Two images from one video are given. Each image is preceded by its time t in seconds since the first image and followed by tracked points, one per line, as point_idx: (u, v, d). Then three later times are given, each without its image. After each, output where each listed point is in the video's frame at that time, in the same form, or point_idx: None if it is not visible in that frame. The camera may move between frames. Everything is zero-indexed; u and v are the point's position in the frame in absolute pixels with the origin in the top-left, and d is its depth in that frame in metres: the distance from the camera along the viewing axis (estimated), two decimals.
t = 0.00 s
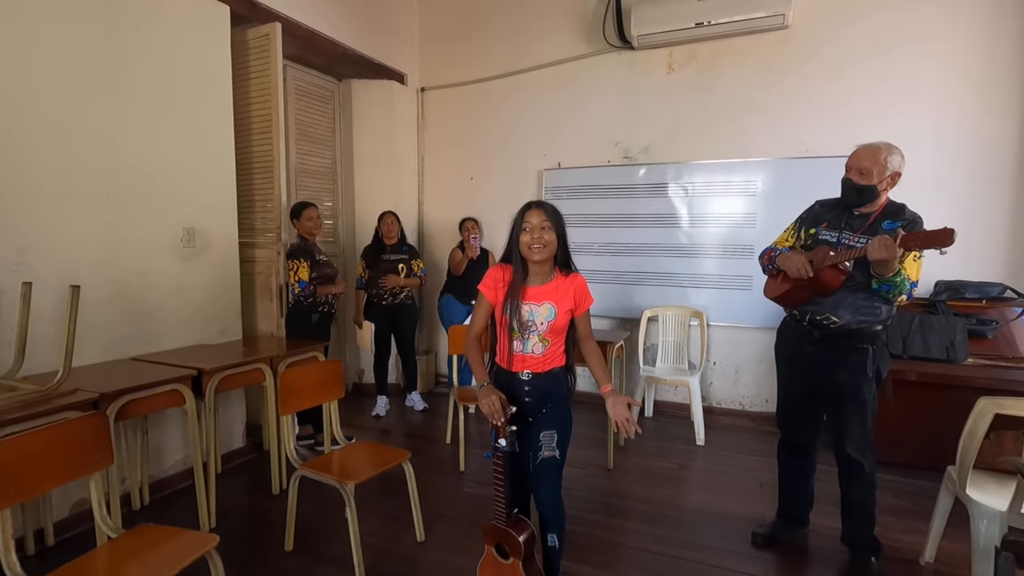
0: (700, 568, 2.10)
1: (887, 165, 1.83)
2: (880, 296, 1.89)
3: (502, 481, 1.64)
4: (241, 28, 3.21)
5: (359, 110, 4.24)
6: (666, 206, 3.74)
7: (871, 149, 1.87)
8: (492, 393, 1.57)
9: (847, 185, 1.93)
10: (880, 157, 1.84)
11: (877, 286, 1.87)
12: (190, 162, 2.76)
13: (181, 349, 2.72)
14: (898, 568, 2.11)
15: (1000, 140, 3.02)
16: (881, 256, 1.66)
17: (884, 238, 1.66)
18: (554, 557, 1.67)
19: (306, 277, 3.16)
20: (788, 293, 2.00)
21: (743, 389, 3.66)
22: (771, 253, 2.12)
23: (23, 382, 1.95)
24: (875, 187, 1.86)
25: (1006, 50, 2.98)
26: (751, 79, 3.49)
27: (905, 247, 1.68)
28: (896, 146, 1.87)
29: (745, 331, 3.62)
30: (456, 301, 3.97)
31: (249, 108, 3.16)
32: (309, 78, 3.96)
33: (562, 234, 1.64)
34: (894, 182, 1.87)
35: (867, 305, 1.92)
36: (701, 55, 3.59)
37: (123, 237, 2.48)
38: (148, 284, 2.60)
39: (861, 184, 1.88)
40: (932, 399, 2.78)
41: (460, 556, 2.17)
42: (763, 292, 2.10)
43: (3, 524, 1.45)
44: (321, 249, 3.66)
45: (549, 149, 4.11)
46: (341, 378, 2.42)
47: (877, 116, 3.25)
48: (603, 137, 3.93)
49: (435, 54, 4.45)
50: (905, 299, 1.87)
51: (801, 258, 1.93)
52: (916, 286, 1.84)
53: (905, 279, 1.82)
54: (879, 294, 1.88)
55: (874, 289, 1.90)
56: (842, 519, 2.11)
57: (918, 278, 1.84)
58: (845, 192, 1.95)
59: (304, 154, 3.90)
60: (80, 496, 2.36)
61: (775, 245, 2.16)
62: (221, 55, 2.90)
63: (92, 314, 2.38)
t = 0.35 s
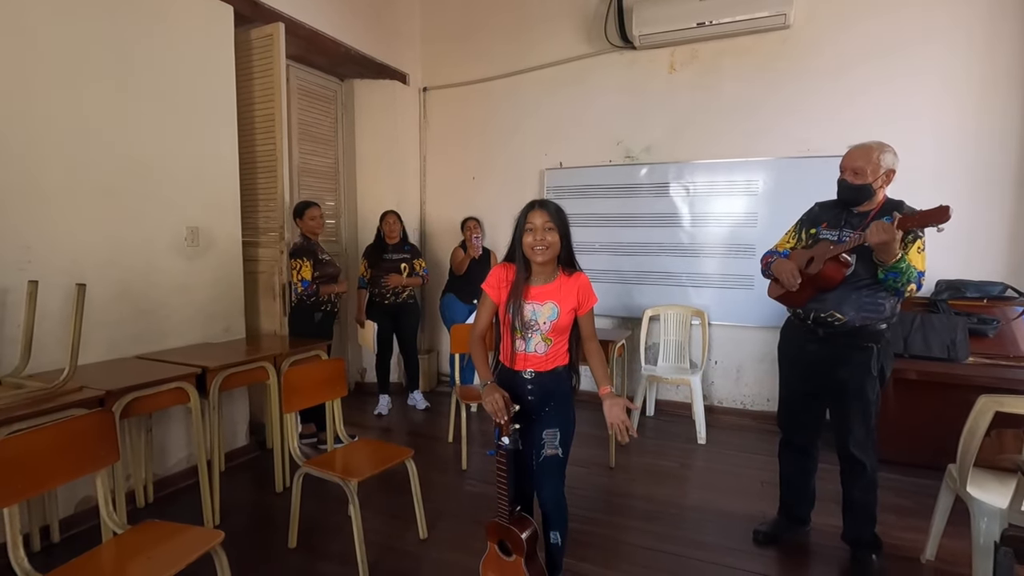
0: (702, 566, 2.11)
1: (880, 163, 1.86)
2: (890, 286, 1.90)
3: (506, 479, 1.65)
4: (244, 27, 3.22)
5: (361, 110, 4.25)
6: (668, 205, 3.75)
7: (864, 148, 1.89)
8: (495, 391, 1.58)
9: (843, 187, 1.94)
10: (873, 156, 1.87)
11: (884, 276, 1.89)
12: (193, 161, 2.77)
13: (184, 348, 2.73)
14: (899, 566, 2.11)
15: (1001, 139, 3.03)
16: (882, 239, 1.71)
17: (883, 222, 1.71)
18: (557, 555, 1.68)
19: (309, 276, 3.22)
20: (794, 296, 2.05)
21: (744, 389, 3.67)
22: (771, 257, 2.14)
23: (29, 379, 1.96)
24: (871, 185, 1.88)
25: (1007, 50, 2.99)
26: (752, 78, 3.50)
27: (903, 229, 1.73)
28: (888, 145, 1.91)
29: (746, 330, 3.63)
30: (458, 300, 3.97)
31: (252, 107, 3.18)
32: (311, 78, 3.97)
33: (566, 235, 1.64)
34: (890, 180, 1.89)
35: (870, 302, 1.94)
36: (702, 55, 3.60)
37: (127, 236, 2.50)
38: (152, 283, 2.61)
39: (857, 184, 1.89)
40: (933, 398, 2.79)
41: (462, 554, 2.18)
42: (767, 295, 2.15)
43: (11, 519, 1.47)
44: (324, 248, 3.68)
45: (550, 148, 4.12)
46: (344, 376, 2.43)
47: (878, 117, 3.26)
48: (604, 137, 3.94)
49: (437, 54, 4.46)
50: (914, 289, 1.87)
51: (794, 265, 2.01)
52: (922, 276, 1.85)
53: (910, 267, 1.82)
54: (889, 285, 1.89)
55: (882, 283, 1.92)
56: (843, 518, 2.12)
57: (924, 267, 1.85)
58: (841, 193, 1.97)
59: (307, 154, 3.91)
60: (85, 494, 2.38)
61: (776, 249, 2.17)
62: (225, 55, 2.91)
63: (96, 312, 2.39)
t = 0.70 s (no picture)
0: (705, 566, 2.13)
1: (874, 168, 1.88)
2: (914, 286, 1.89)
3: (513, 480, 1.67)
4: (252, 33, 3.25)
5: (366, 113, 4.28)
6: (672, 208, 3.77)
7: (856, 155, 1.91)
8: (502, 394, 1.61)
9: (838, 193, 1.97)
10: (865, 162, 1.89)
11: (909, 275, 1.88)
12: (202, 165, 2.80)
13: (193, 349, 2.76)
14: (902, 567, 2.13)
15: (1004, 142, 3.04)
16: (883, 244, 1.74)
17: (881, 226, 1.75)
18: (563, 555, 1.70)
19: (316, 279, 3.22)
20: (799, 295, 2.05)
21: (748, 391, 3.68)
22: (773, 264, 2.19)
23: (43, 381, 2.00)
24: (866, 191, 1.90)
25: (1010, 54, 3.00)
26: (756, 82, 3.52)
27: (903, 228, 1.77)
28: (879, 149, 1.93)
29: (750, 333, 3.64)
30: (463, 302, 3.99)
31: (260, 112, 3.21)
32: (317, 82, 4.01)
33: (573, 242, 1.67)
34: (884, 183, 1.92)
35: (874, 304, 1.96)
36: (706, 58, 3.62)
37: (137, 239, 2.53)
38: (162, 286, 2.64)
39: (853, 190, 1.92)
40: (936, 400, 2.80)
41: (468, 554, 2.20)
42: (773, 299, 2.17)
43: (28, 519, 1.50)
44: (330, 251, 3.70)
45: (555, 151, 4.14)
46: (351, 378, 2.46)
47: (881, 120, 3.27)
48: (608, 140, 3.96)
49: (442, 57, 4.49)
50: (939, 283, 1.86)
51: (801, 255, 2.04)
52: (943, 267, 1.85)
53: (927, 261, 1.83)
54: (914, 284, 1.88)
55: (898, 280, 1.93)
56: (846, 520, 2.13)
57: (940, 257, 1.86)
58: (837, 199, 1.99)
59: (313, 157, 3.95)
60: (95, 494, 2.41)
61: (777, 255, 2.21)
62: (233, 60, 2.94)
63: (108, 314, 2.43)
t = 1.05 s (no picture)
0: (710, 567, 2.15)
1: (871, 170, 1.91)
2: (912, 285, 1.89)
3: (520, 481, 1.70)
4: (260, 38, 3.30)
5: (372, 117, 4.32)
6: (675, 211, 3.80)
7: (854, 157, 1.94)
8: (510, 396, 1.64)
9: (836, 195, 1.99)
10: (863, 164, 1.92)
11: (905, 273, 1.89)
12: (212, 169, 2.84)
13: (203, 351, 2.80)
14: (905, 568, 2.15)
15: (1007, 145, 3.05)
16: (879, 240, 1.77)
17: (875, 224, 1.79)
18: (568, 553, 1.74)
19: (323, 281, 3.28)
20: (801, 299, 2.07)
21: (752, 393, 3.70)
22: (780, 261, 2.21)
23: (59, 382, 2.04)
24: (864, 192, 1.92)
25: (1013, 57, 3.01)
26: (759, 85, 3.54)
27: (899, 226, 1.78)
28: (877, 152, 1.96)
29: (754, 334, 3.66)
30: (468, 304, 4.03)
31: (268, 116, 3.25)
32: (324, 86, 4.05)
33: (579, 245, 1.69)
34: (881, 185, 1.94)
35: (877, 306, 1.98)
36: (710, 62, 3.65)
37: (150, 242, 2.57)
38: (173, 287, 2.68)
39: (850, 191, 1.94)
40: (939, 402, 2.82)
41: (475, 554, 2.23)
42: (775, 303, 2.18)
43: (47, 516, 1.53)
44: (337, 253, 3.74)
45: (559, 154, 4.17)
46: (359, 379, 2.50)
47: (885, 123, 3.29)
48: (612, 143, 3.99)
49: (448, 61, 4.53)
50: (938, 281, 1.86)
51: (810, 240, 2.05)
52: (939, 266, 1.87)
53: (924, 258, 1.85)
54: (913, 282, 1.88)
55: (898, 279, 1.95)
56: (850, 520, 2.15)
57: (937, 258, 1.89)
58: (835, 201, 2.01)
59: (320, 160, 3.99)
60: (108, 493, 2.45)
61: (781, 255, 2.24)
62: (243, 65, 2.98)
63: (120, 316, 2.47)
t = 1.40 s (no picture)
0: (706, 566, 2.16)
1: (860, 168, 1.93)
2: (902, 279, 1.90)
3: (518, 481, 1.71)
4: (258, 38, 3.29)
5: (370, 117, 4.32)
6: (672, 211, 3.81)
7: (843, 157, 1.96)
8: (508, 396, 1.65)
9: (827, 194, 2.00)
10: (852, 163, 1.93)
11: (894, 267, 1.89)
12: (210, 169, 2.84)
13: (201, 351, 2.81)
14: (900, 567, 2.16)
15: (1004, 145, 3.07)
16: (871, 233, 1.78)
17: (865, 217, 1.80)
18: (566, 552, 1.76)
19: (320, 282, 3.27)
20: (797, 298, 2.07)
21: (749, 392, 3.71)
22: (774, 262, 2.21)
23: (56, 383, 2.04)
24: (853, 190, 1.93)
25: (1009, 58, 3.03)
26: (756, 86, 3.55)
27: (888, 216, 1.80)
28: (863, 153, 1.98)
29: (751, 334, 3.67)
30: (466, 304, 4.03)
31: (266, 116, 3.25)
32: (322, 86, 4.04)
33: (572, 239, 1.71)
34: (870, 185, 1.96)
35: (874, 305, 1.99)
36: (707, 63, 3.65)
37: (148, 243, 2.57)
38: (171, 288, 2.68)
39: (841, 190, 1.95)
40: (935, 402, 2.83)
41: (473, 553, 2.24)
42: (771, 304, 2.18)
43: (45, 518, 1.53)
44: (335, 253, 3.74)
45: (557, 154, 4.18)
46: (357, 379, 2.50)
47: (881, 123, 3.30)
48: (610, 143, 3.99)
49: (445, 61, 4.53)
50: (926, 276, 1.90)
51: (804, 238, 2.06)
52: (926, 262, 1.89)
53: (913, 253, 1.86)
54: (903, 276, 1.90)
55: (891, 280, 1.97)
56: (846, 520, 2.16)
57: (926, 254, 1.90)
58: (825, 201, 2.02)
59: (318, 160, 3.99)
60: (106, 493, 2.45)
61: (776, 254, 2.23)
62: (240, 66, 2.99)
63: (118, 317, 2.47)
